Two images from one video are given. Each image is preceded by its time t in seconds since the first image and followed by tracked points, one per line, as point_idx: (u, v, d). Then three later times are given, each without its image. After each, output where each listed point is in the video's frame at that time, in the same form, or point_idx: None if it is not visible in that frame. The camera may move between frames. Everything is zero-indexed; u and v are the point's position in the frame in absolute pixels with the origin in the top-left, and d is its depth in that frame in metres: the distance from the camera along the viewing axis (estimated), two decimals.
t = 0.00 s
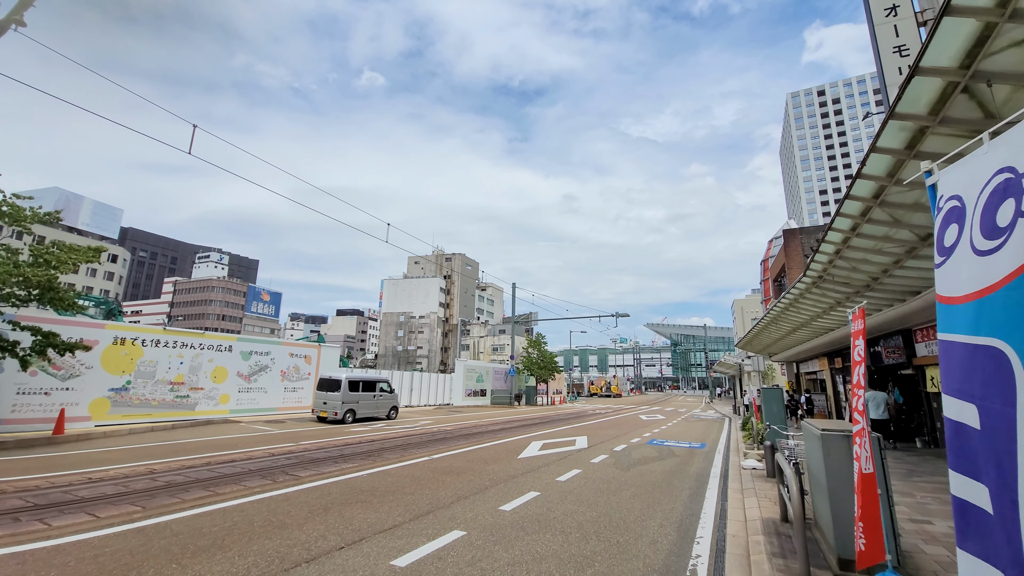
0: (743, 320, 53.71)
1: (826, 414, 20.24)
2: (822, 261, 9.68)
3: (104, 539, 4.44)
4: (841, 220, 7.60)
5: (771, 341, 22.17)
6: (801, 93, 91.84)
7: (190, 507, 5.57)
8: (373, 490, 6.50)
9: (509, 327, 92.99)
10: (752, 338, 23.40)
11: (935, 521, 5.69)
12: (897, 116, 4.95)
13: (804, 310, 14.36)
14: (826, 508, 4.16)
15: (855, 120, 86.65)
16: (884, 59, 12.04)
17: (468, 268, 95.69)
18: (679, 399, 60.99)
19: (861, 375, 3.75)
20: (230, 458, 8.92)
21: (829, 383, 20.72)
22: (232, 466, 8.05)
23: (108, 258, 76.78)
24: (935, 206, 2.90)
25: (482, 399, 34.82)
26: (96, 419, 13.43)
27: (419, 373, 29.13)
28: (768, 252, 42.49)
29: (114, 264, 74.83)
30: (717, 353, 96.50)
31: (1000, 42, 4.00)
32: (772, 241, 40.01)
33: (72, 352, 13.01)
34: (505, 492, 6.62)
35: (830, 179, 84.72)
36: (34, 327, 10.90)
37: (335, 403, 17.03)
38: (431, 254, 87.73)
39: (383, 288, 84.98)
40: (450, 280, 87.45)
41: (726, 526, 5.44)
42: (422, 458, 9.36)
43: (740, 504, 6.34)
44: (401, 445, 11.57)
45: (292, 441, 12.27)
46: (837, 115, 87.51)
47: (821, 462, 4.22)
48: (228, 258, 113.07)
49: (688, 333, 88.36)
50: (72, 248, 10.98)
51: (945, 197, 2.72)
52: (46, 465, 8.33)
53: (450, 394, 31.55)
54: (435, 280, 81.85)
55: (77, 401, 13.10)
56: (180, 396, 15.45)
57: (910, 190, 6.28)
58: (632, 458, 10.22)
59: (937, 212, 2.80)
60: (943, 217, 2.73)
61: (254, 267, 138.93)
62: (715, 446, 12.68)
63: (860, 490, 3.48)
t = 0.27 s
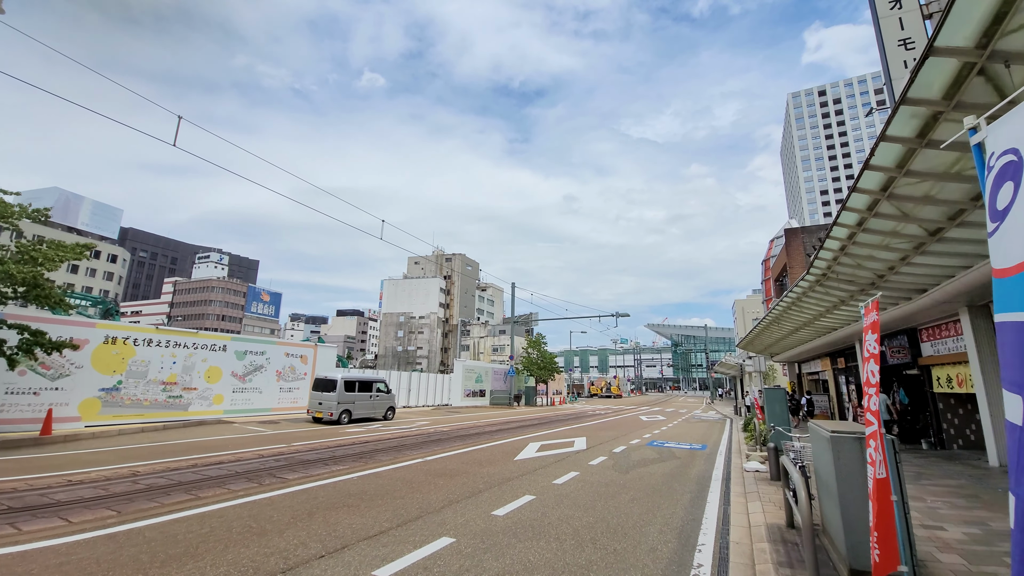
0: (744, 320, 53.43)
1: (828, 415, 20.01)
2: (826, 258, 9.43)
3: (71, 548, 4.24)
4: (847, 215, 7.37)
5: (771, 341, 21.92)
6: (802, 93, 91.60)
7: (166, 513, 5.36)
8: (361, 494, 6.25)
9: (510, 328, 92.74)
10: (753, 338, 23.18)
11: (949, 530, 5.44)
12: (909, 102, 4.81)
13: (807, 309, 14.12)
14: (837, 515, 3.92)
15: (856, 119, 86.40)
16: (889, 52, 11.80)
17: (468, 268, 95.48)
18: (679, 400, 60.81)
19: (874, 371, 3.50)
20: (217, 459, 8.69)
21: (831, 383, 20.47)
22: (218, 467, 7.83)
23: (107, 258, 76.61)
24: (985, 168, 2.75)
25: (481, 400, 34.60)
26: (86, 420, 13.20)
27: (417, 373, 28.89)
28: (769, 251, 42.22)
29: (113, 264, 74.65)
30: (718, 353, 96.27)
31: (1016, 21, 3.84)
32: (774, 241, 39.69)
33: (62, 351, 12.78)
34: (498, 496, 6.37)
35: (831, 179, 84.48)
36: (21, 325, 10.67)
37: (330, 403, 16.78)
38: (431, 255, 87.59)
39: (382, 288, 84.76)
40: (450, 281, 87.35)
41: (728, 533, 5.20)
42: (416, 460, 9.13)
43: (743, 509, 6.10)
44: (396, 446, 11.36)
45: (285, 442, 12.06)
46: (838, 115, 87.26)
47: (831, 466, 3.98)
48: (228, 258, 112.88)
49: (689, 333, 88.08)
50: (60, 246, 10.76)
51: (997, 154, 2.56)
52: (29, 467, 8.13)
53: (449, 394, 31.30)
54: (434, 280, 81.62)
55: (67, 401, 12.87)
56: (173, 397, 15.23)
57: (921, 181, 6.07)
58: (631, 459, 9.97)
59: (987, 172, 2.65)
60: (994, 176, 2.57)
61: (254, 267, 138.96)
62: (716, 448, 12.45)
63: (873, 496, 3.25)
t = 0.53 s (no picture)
0: (746, 319, 53.13)
1: (833, 414, 19.72)
2: (833, 254, 9.15)
3: (38, 557, 4.01)
4: (856, 207, 7.12)
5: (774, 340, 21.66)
6: (805, 92, 91.09)
7: (143, 519, 5.14)
8: (350, 498, 6.01)
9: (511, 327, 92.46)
10: (757, 338, 22.92)
11: (966, 536, 5.18)
12: (925, 84, 4.55)
13: (811, 307, 13.84)
14: (853, 524, 3.66)
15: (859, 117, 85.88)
16: (897, 43, 11.50)
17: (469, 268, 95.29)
18: (681, 399, 60.47)
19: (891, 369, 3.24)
20: (207, 461, 8.47)
21: (836, 383, 20.17)
22: (206, 470, 7.60)
23: (108, 258, 76.63)
24: None
25: (481, 399, 34.37)
26: (79, 420, 13.01)
27: (417, 373, 28.67)
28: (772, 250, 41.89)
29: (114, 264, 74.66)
30: (721, 353, 95.86)
31: None
32: (777, 239, 39.34)
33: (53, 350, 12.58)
34: (493, 500, 6.11)
35: (834, 178, 84.01)
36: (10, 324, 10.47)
37: (327, 403, 16.56)
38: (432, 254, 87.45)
39: (383, 287, 84.61)
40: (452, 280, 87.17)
41: (733, 540, 4.95)
42: (411, 462, 8.89)
43: (749, 514, 5.83)
44: (392, 447, 11.13)
45: (279, 442, 11.84)
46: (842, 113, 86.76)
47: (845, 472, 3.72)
48: (229, 257, 112.90)
49: (691, 332, 87.71)
50: (49, 243, 10.56)
51: None
52: (13, 469, 7.93)
53: (449, 394, 31.09)
54: (435, 279, 81.45)
55: (59, 401, 12.67)
56: (167, 397, 15.03)
57: (935, 171, 5.82)
58: (632, 461, 9.71)
59: None
60: None
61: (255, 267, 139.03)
62: (720, 449, 12.19)
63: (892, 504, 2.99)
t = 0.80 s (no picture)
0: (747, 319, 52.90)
1: (834, 414, 19.48)
2: (837, 250, 8.89)
3: None
4: (862, 199, 6.88)
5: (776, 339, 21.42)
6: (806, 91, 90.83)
7: (113, 523, 4.90)
8: (335, 500, 5.78)
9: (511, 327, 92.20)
10: (758, 337, 22.68)
11: (978, 541, 4.94)
12: (938, 63, 4.32)
13: (813, 306, 13.59)
14: (865, 532, 3.40)
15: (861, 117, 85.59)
16: (902, 34, 11.25)
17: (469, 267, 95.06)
18: (681, 399, 60.19)
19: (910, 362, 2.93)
20: (192, 461, 8.24)
21: (838, 382, 19.93)
22: (190, 470, 7.37)
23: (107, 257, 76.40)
24: None
25: (480, 399, 34.13)
26: (68, 419, 12.78)
27: (415, 372, 28.43)
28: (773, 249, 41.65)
29: (114, 263, 74.37)
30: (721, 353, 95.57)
31: None
32: (778, 238, 39.09)
33: (41, 348, 12.35)
34: (485, 503, 5.86)
35: (835, 177, 83.74)
36: None
37: (322, 402, 16.33)
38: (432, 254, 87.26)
39: (383, 287, 84.40)
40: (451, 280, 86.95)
41: (735, 546, 4.70)
42: (403, 462, 8.64)
43: (751, 518, 5.58)
44: (385, 447, 10.90)
45: (270, 442, 11.60)
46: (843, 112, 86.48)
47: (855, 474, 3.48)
48: (229, 256, 112.70)
49: (691, 332, 87.44)
50: (34, 237, 10.34)
51: None
52: None
53: (448, 393, 30.84)
54: (435, 278, 81.23)
55: (47, 400, 12.45)
56: (159, 395, 14.80)
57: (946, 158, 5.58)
58: (631, 461, 9.47)
59: None
60: None
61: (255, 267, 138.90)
62: (720, 449, 11.95)
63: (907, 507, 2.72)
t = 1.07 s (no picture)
0: (749, 318, 52.62)
1: (838, 414, 19.18)
2: (841, 245, 8.61)
3: None
4: (869, 191, 6.61)
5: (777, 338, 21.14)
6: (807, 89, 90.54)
7: (80, 533, 4.66)
8: (318, 507, 5.52)
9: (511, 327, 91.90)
10: (759, 336, 22.40)
11: (998, 550, 4.64)
12: (952, 41, 4.08)
13: (816, 304, 13.30)
14: (880, 545, 3.14)
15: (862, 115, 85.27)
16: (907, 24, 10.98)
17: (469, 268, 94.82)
18: (682, 399, 59.86)
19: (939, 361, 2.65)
20: (176, 465, 7.99)
21: (841, 382, 19.63)
22: (171, 476, 7.12)
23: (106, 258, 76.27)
24: None
25: (479, 400, 33.87)
26: (56, 422, 12.54)
27: (413, 373, 28.16)
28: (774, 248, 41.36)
29: (113, 264, 74.25)
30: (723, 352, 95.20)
31: None
32: (779, 237, 38.81)
33: (29, 348, 12.11)
34: (475, 509, 5.60)
35: (836, 176, 83.40)
36: None
37: (317, 404, 16.07)
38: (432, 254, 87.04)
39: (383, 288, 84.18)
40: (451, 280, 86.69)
41: (738, 557, 4.43)
42: (395, 466, 8.38)
43: (754, 526, 5.31)
44: (378, 450, 10.64)
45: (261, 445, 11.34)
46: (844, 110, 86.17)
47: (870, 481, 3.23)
48: (230, 257, 112.69)
49: (692, 332, 87.13)
50: (18, 236, 10.11)
51: None
52: None
53: (447, 394, 30.57)
54: (435, 279, 80.98)
55: (35, 402, 12.21)
56: (150, 397, 14.55)
57: (959, 145, 5.32)
58: (630, 464, 9.20)
59: None
60: None
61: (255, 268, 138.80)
62: (722, 451, 11.67)
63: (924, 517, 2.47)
